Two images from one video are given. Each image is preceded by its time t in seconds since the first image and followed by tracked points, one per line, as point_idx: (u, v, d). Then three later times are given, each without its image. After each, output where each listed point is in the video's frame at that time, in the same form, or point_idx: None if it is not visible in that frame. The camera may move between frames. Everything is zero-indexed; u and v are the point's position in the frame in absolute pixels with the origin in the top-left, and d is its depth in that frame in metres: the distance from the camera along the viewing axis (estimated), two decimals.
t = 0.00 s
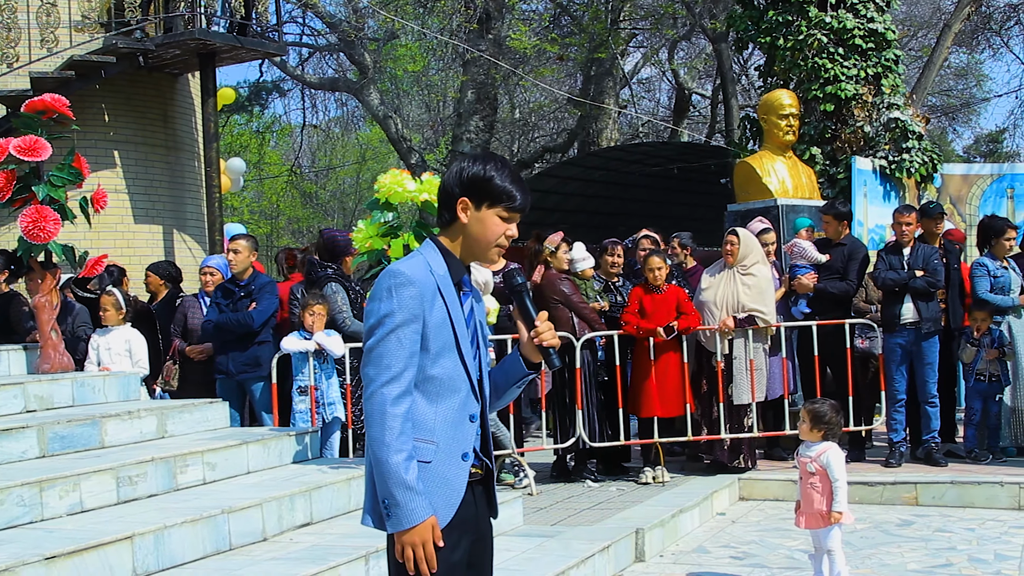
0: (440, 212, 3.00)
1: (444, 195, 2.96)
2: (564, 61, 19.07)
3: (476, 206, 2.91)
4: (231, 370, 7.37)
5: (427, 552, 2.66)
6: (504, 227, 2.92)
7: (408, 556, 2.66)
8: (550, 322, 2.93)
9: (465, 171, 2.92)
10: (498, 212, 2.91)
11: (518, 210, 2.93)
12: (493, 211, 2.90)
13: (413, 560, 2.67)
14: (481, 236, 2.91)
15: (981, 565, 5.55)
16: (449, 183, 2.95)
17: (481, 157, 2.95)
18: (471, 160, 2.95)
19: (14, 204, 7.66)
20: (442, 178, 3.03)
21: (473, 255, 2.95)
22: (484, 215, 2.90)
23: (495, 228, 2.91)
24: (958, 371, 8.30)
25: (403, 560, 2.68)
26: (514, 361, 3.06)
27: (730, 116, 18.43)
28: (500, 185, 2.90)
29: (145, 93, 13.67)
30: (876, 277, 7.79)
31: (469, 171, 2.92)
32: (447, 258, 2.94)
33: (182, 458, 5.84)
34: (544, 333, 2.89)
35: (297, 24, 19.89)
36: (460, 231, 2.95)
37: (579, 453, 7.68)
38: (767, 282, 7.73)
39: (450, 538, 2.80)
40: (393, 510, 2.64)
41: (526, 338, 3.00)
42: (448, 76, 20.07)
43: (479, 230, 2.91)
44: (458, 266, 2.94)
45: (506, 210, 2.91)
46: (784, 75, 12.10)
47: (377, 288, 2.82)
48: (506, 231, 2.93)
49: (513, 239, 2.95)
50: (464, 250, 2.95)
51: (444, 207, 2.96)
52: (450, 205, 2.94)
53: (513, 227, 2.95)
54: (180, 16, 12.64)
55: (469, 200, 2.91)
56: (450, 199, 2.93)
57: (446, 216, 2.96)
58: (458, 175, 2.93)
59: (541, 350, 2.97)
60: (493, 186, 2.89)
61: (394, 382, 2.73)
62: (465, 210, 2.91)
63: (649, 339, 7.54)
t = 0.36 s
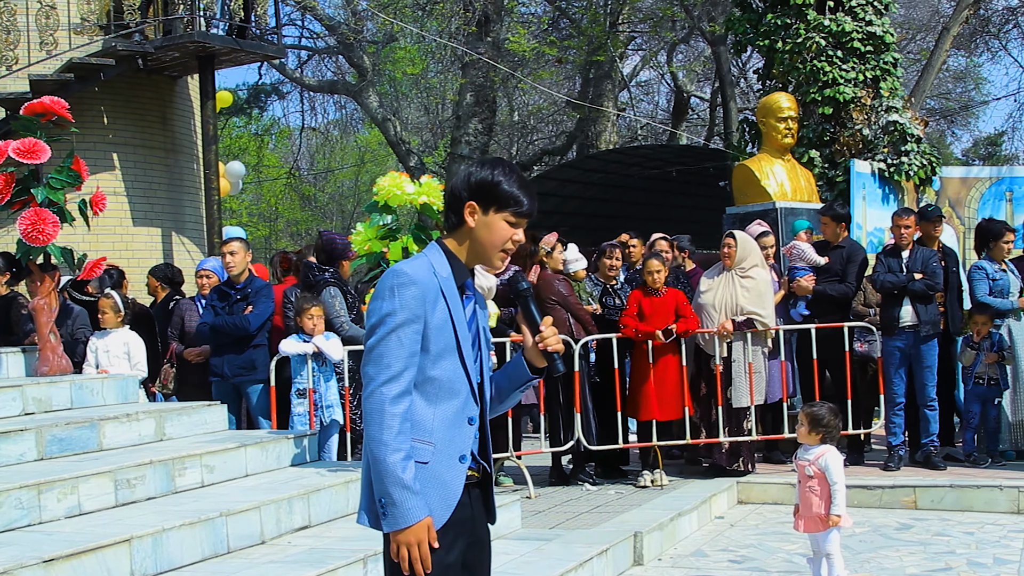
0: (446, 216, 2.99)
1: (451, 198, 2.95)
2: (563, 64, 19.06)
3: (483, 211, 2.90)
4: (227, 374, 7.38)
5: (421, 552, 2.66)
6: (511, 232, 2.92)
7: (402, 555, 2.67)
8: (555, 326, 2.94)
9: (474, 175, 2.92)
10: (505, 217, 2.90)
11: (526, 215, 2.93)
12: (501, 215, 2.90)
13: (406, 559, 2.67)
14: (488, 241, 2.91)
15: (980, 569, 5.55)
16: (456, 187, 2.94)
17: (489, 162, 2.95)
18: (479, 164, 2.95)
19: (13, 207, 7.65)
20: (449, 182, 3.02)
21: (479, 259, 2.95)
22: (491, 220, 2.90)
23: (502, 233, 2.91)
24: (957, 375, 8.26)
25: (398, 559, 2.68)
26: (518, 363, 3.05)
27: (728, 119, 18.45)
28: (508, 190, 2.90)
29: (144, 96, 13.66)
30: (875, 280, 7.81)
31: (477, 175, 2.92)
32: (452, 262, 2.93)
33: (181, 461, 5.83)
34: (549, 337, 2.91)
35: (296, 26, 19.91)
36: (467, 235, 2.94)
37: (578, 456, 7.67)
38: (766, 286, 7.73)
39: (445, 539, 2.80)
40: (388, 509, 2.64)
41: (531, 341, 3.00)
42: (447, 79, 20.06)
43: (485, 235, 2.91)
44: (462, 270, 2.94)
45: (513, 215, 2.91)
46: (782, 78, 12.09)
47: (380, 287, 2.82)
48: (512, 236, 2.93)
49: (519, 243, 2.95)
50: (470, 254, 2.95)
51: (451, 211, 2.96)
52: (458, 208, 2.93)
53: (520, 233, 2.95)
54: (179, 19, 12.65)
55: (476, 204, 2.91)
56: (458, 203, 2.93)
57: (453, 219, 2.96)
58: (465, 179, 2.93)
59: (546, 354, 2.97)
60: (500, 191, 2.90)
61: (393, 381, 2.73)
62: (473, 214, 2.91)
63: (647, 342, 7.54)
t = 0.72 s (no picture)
0: (451, 218, 3.03)
1: (456, 199, 2.99)
2: (567, 65, 19.03)
3: (485, 210, 2.93)
4: (234, 374, 7.37)
5: (420, 550, 2.66)
6: (514, 231, 2.93)
7: (401, 552, 2.67)
8: (566, 326, 2.97)
9: (477, 174, 2.95)
10: (507, 217, 2.92)
11: (528, 214, 2.94)
12: (504, 215, 2.91)
13: (405, 556, 2.67)
14: (490, 240, 2.93)
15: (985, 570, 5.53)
16: (459, 188, 2.98)
17: (492, 161, 2.97)
18: (483, 163, 2.98)
19: (18, 208, 7.67)
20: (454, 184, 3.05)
21: (483, 258, 2.97)
22: (493, 219, 2.92)
23: (504, 232, 2.92)
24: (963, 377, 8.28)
25: (395, 556, 2.68)
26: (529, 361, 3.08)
27: (732, 120, 18.44)
28: (509, 187, 2.91)
29: (148, 97, 13.69)
30: (879, 281, 7.80)
31: (478, 175, 2.94)
32: (459, 262, 2.95)
33: (185, 461, 5.85)
34: (560, 338, 2.94)
35: (300, 27, 19.93)
36: (471, 234, 2.97)
37: (582, 456, 7.68)
38: (771, 286, 7.74)
39: (443, 539, 2.80)
40: (387, 506, 2.64)
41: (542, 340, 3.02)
42: (451, 80, 20.07)
43: (488, 234, 2.93)
44: (469, 269, 2.95)
45: (514, 215, 2.92)
46: (787, 79, 12.08)
47: (386, 284, 2.83)
48: (515, 235, 2.94)
49: (522, 242, 2.96)
50: (474, 253, 2.97)
51: (456, 212, 2.99)
52: (461, 210, 2.97)
53: (523, 231, 2.96)
54: (183, 20, 12.67)
55: (478, 203, 2.93)
56: (461, 204, 2.96)
57: (458, 219, 2.99)
58: (468, 179, 2.96)
59: (556, 353, 2.98)
60: (501, 188, 2.91)
61: (395, 378, 2.73)
62: (475, 214, 2.94)
63: (651, 343, 7.55)
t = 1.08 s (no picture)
0: (425, 214, 2.98)
1: (427, 192, 2.94)
2: (572, 61, 18.99)
3: (459, 197, 2.89)
4: (246, 370, 7.37)
5: (442, 549, 2.67)
6: (492, 211, 2.91)
7: (423, 553, 2.67)
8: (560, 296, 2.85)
9: (442, 166, 2.91)
10: (482, 198, 2.89)
11: (502, 191, 2.93)
12: (479, 197, 2.88)
13: (428, 557, 2.67)
14: (472, 225, 2.90)
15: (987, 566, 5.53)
16: (428, 182, 2.94)
17: (455, 148, 2.93)
18: (444, 155, 2.93)
19: (22, 204, 7.66)
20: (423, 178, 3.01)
21: (466, 242, 2.94)
22: (469, 204, 2.89)
23: (483, 213, 2.90)
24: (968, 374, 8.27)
25: (417, 558, 2.68)
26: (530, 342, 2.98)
27: (737, 116, 18.41)
28: (480, 169, 2.88)
29: (152, 95, 13.70)
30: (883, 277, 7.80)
31: (446, 163, 2.90)
32: (443, 255, 2.95)
33: (190, 457, 5.86)
34: (554, 308, 2.81)
35: (305, 24, 19.92)
36: (449, 225, 2.94)
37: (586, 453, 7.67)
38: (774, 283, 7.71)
39: (463, 534, 2.80)
40: (404, 507, 2.65)
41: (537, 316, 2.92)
42: (455, 76, 20.06)
43: (467, 219, 2.90)
44: (455, 261, 2.95)
45: (490, 194, 2.90)
46: (792, 75, 12.06)
47: (375, 288, 2.85)
48: (494, 214, 2.91)
49: (502, 220, 2.93)
50: (456, 242, 2.95)
51: (429, 207, 2.95)
52: (434, 203, 2.93)
53: (501, 208, 2.94)
54: (188, 17, 12.66)
55: (451, 192, 2.89)
56: (433, 196, 2.92)
57: (432, 213, 2.95)
58: (436, 169, 2.92)
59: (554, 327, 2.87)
60: (473, 172, 2.88)
61: (397, 380, 2.73)
62: (450, 203, 2.90)
63: (655, 339, 7.54)
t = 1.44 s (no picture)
0: (397, 211, 3.01)
1: (397, 189, 2.96)
2: (574, 58, 18.88)
3: (427, 193, 2.90)
4: (250, 366, 7.39)
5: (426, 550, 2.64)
6: (462, 204, 2.91)
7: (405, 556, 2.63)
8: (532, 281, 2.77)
9: (408, 163, 2.92)
10: (450, 193, 2.89)
11: (471, 184, 2.92)
12: (447, 191, 2.89)
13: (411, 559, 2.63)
14: (442, 221, 2.91)
15: (988, 565, 5.54)
16: (398, 179, 2.95)
17: (422, 144, 2.94)
18: (411, 150, 2.94)
19: (24, 200, 7.67)
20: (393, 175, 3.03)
21: (437, 238, 2.95)
22: (437, 199, 2.90)
23: (452, 208, 2.90)
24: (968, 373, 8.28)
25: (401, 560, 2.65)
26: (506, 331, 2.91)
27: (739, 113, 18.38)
28: (446, 161, 2.88)
29: (155, 90, 13.69)
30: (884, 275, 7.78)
31: (412, 159, 2.92)
32: (415, 254, 2.96)
33: (191, 454, 5.86)
34: (526, 294, 2.74)
35: (306, 21, 19.88)
36: (420, 221, 2.95)
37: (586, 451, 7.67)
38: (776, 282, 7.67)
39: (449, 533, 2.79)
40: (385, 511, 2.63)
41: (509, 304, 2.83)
42: (457, 73, 20.05)
43: (436, 214, 2.91)
44: (427, 258, 2.96)
45: (457, 188, 2.89)
46: (793, 73, 12.05)
47: (345, 293, 2.84)
48: (464, 207, 2.92)
49: (472, 212, 2.94)
50: (428, 238, 2.96)
51: (400, 203, 2.97)
52: (404, 200, 2.95)
53: (470, 200, 2.94)
54: (189, 13, 12.64)
55: (419, 188, 2.91)
56: (403, 193, 2.94)
57: (404, 209, 2.97)
58: (404, 166, 2.93)
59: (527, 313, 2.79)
60: (440, 166, 2.88)
61: (372, 383, 2.71)
62: (419, 200, 2.92)
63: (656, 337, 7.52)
